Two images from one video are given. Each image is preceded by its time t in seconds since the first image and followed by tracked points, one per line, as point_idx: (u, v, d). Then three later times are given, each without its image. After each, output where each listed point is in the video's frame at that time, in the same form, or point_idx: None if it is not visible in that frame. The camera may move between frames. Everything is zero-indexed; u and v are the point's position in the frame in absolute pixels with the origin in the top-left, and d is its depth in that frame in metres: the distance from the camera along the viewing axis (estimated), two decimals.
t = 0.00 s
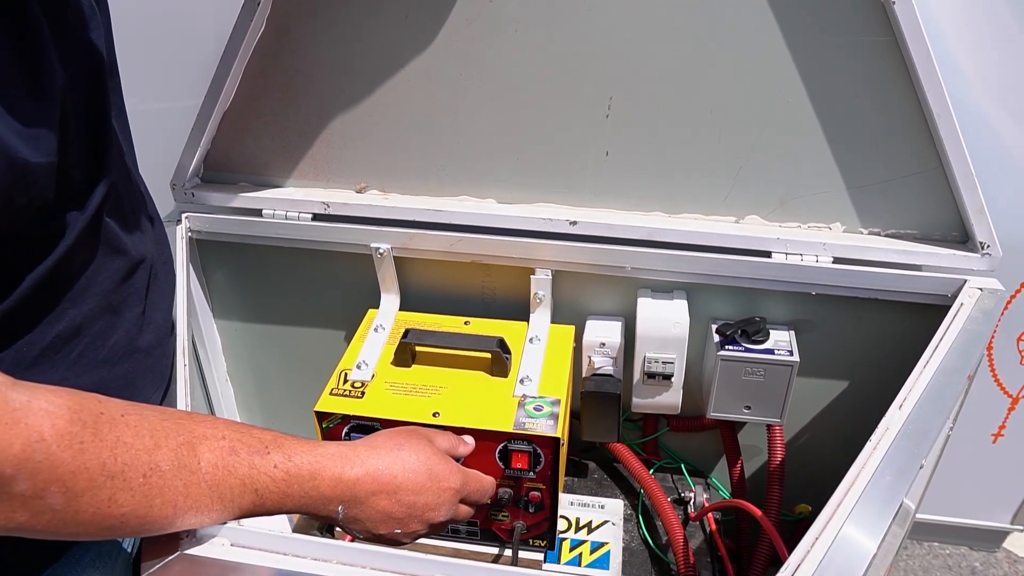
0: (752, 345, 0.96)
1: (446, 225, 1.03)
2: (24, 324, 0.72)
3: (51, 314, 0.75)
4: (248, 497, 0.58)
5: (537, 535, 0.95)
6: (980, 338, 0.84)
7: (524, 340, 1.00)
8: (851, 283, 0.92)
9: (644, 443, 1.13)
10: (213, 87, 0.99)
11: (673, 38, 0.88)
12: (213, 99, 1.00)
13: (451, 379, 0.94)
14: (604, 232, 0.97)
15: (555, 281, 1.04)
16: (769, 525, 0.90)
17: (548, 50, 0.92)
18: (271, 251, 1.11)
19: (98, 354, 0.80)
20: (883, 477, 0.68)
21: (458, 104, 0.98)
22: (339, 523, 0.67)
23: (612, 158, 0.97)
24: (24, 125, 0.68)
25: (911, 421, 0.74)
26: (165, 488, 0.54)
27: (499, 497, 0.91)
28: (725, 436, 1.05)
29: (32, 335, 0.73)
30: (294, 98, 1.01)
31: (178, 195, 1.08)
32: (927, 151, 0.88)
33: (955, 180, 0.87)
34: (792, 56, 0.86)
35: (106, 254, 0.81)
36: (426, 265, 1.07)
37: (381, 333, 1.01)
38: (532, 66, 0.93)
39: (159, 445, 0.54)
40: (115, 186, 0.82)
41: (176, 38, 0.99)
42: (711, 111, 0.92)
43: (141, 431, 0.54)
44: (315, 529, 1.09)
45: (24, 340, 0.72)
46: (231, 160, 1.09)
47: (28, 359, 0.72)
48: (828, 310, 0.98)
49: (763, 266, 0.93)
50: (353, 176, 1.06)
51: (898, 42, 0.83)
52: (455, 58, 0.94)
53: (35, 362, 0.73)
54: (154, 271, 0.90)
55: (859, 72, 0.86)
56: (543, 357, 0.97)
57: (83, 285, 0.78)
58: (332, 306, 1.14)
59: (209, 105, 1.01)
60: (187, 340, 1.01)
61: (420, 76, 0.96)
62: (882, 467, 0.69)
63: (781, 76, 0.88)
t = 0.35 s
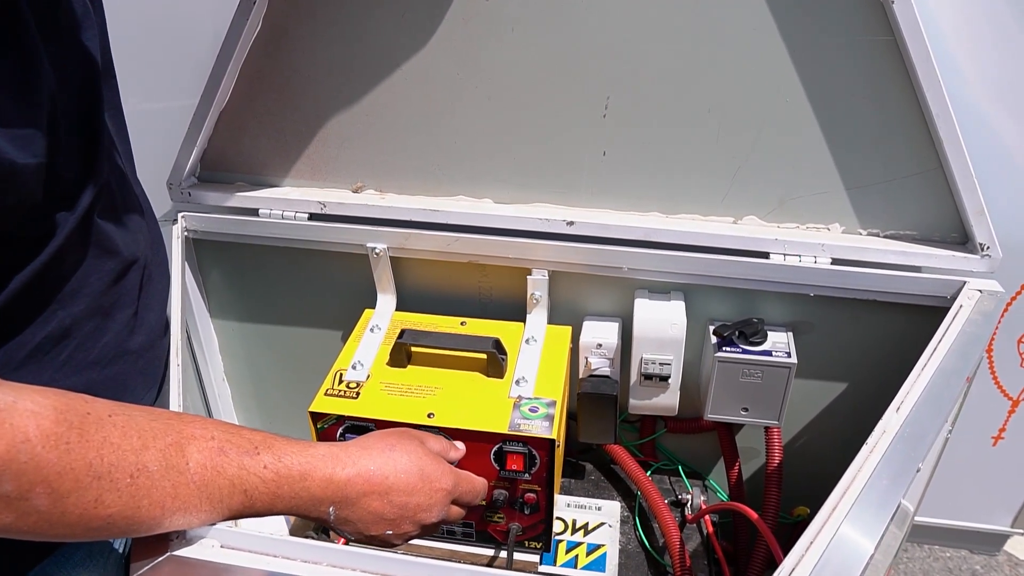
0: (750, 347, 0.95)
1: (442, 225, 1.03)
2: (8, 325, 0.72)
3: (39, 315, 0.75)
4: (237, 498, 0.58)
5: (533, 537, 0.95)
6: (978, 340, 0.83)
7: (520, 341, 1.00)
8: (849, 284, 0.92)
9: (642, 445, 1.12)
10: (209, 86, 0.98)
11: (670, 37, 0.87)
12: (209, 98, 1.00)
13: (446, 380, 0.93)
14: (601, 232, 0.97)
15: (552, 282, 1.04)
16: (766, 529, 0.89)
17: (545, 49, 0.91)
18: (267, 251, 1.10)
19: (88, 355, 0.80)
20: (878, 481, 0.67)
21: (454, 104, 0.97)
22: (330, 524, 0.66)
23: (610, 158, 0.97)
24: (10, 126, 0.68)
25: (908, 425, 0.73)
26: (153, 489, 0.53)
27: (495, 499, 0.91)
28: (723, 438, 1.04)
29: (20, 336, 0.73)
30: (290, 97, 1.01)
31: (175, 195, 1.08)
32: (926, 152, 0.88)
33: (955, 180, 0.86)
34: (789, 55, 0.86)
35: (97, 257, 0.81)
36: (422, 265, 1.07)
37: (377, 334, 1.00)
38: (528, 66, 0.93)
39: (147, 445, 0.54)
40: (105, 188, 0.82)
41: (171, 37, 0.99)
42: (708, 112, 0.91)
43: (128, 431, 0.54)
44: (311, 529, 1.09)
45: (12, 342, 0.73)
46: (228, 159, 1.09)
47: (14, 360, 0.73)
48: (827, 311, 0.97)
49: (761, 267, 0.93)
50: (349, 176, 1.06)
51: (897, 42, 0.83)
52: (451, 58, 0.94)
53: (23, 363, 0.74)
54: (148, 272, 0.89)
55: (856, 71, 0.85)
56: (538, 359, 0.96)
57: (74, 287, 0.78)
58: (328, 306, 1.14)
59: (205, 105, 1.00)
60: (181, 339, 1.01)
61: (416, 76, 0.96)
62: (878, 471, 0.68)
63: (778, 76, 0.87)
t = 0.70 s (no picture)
0: (749, 346, 0.95)
1: (442, 224, 1.03)
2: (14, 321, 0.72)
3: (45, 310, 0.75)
4: (238, 503, 0.57)
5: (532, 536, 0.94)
6: (978, 340, 0.83)
7: (519, 341, 1.00)
8: (848, 285, 0.92)
9: (641, 445, 1.12)
10: (209, 86, 0.99)
11: (669, 37, 0.87)
12: (210, 96, 1.00)
13: (445, 379, 0.93)
14: (600, 232, 0.97)
15: (552, 281, 1.04)
16: (765, 529, 0.89)
17: (544, 49, 0.91)
18: (267, 250, 1.11)
19: (92, 350, 0.80)
20: (875, 481, 0.67)
21: (454, 104, 0.97)
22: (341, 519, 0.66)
23: (609, 157, 0.97)
24: (20, 123, 0.68)
25: (907, 424, 0.73)
26: (147, 496, 0.53)
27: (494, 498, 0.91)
28: (723, 438, 1.04)
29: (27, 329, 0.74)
30: (290, 96, 1.01)
31: (175, 193, 1.08)
32: (926, 152, 0.88)
33: (955, 180, 0.86)
34: (789, 55, 0.86)
35: (100, 251, 0.81)
36: (422, 264, 1.07)
37: (377, 332, 1.01)
38: (528, 65, 0.93)
39: (143, 454, 0.53)
40: (110, 184, 0.82)
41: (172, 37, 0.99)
42: (708, 111, 0.91)
43: (124, 438, 0.53)
44: (310, 528, 1.09)
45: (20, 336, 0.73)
46: (228, 158, 1.09)
47: (24, 351, 0.73)
48: (826, 311, 0.97)
49: (761, 267, 0.93)
50: (349, 175, 1.06)
51: (896, 42, 0.82)
52: (450, 57, 0.94)
53: (31, 356, 0.74)
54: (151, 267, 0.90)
55: (856, 70, 0.85)
56: (537, 358, 0.96)
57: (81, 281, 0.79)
58: (328, 305, 1.14)
59: (206, 104, 1.01)
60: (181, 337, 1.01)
61: (415, 75, 0.96)
62: (875, 471, 0.68)
63: (778, 76, 0.87)
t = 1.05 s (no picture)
0: (750, 345, 0.95)
1: (445, 222, 1.04)
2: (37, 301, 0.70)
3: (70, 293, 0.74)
4: (434, 375, 0.68)
5: (533, 533, 0.95)
6: (978, 339, 0.83)
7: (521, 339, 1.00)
8: (848, 284, 0.92)
9: (643, 443, 1.13)
10: (214, 84, 0.99)
11: (671, 37, 0.88)
12: (215, 94, 1.01)
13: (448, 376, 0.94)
14: (603, 230, 0.97)
15: (555, 280, 1.04)
16: (765, 527, 0.90)
17: (547, 48, 0.92)
18: (272, 248, 1.11)
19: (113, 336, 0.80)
20: (874, 478, 0.67)
21: (457, 103, 0.98)
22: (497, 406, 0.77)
23: (611, 157, 0.98)
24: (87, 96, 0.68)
25: (906, 422, 0.73)
26: (376, 367, 0.63)
27: (496, 494, 0.91)
28: (724, 436, 1.05)
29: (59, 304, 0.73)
30: (294, 95, 1.02)
31: (180, 191, 1.09)
32: (926, 152, 0.88)
33: (955, 181, 0.87)
34: (790, 55, 0.86)
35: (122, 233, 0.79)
36: (425, 263, 1.07)
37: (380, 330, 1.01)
38: (531, 65, 0.93)
39: (363, 332, 0.64)
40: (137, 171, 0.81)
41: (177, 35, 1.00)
42: (709, 111, 0.92)
43: (348, 323, 0.64)
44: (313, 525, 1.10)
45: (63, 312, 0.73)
46: (233, 157, 1.10)
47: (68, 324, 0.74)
48: (827, 310, 0.98)
49: (762, 266, 0.93)
50: (353, 173, 1.07)
51: (897, 42, 0.83)
52: (454, 57, 0.95)
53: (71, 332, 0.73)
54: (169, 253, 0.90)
55: (857, 70, 0.85)
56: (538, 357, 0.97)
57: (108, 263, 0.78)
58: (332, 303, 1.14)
59: (211, 102, 1.01)
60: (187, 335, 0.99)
61: (419, 74, 0.97)
62: (874, 467, 0.69)
63: (780, 75, 0.88)
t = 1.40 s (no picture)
0: (749, 347, 0.95)
1: (445, 224, 1.04)
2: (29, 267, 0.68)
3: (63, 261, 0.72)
4: (507, 347, 0.76)
5: (532, 535, 0.95)
6: (978, 342, 0.83)
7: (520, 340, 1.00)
8: (848, 287, 0.92)
9: (642, 445, 1.12)
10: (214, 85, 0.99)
11: (670, 39, 0.88)
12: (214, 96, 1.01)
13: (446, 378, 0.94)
14: (603, 232, 0.97)
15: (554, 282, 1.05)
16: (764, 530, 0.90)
17: (546, 50, 0.92)
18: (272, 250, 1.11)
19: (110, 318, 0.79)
20: (871, 481, 0.67)
21: (457, 104, 0.98)
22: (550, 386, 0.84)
23: (611, 158, 0.97)
24: None
25: (904, 426, 0.73)
26: (465, 330, 0.70)
27: (495, 496, 0.92)
28: (723, 438, 1.05)
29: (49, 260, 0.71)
30: (294, 97, 1.02)
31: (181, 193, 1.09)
32: (926, 154, 0.88)
33: (955, 184, 0.87)
34: (790, 57, 0.86)
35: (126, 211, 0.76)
36: (425, 264, 1.08)
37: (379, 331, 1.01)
38: (531, 67, 0.93)
39: (455, 301, 0.71)
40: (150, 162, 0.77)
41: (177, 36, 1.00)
42: (709, 113, 0.92)
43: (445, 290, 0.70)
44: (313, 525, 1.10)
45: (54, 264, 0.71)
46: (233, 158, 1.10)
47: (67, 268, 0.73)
48: (827, 312, 0.98)
49: (761, 269, 0.93)
50: (353, 175, 1.07)
51: (897, 44, 0.83)
52: (453, 59, 0.95)
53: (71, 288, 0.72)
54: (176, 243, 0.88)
55: (858, 73, 0.85)
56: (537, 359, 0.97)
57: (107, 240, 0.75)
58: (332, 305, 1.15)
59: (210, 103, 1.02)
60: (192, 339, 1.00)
61: (419, 76, 0.97)
62: (872, 471, 0.69)
63: (780, 77, 0.87)
